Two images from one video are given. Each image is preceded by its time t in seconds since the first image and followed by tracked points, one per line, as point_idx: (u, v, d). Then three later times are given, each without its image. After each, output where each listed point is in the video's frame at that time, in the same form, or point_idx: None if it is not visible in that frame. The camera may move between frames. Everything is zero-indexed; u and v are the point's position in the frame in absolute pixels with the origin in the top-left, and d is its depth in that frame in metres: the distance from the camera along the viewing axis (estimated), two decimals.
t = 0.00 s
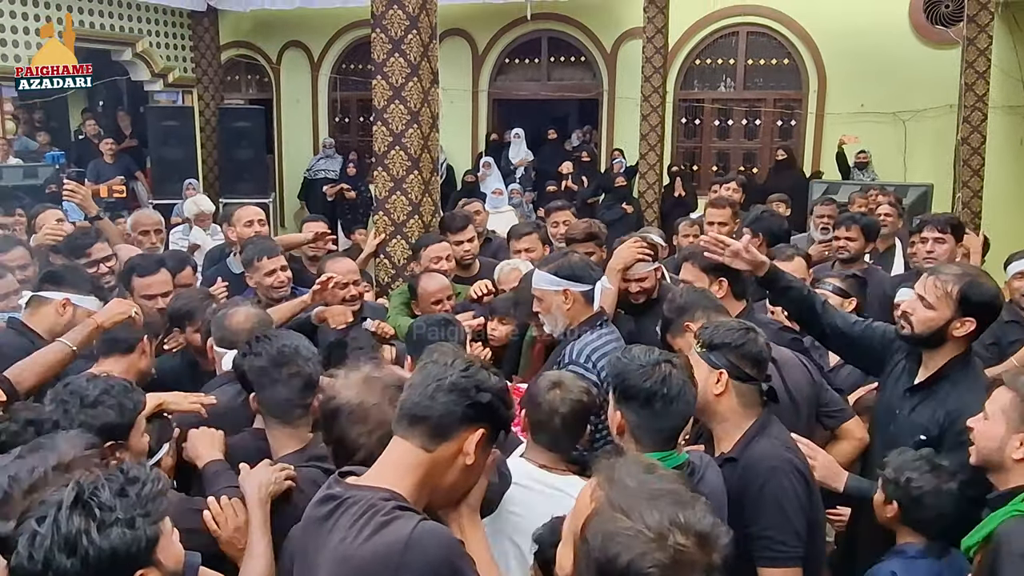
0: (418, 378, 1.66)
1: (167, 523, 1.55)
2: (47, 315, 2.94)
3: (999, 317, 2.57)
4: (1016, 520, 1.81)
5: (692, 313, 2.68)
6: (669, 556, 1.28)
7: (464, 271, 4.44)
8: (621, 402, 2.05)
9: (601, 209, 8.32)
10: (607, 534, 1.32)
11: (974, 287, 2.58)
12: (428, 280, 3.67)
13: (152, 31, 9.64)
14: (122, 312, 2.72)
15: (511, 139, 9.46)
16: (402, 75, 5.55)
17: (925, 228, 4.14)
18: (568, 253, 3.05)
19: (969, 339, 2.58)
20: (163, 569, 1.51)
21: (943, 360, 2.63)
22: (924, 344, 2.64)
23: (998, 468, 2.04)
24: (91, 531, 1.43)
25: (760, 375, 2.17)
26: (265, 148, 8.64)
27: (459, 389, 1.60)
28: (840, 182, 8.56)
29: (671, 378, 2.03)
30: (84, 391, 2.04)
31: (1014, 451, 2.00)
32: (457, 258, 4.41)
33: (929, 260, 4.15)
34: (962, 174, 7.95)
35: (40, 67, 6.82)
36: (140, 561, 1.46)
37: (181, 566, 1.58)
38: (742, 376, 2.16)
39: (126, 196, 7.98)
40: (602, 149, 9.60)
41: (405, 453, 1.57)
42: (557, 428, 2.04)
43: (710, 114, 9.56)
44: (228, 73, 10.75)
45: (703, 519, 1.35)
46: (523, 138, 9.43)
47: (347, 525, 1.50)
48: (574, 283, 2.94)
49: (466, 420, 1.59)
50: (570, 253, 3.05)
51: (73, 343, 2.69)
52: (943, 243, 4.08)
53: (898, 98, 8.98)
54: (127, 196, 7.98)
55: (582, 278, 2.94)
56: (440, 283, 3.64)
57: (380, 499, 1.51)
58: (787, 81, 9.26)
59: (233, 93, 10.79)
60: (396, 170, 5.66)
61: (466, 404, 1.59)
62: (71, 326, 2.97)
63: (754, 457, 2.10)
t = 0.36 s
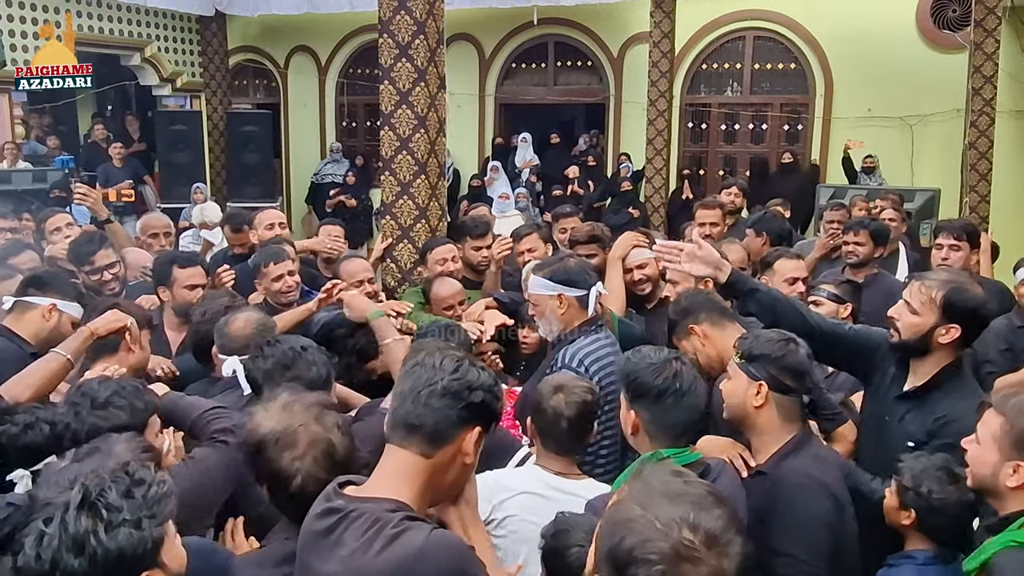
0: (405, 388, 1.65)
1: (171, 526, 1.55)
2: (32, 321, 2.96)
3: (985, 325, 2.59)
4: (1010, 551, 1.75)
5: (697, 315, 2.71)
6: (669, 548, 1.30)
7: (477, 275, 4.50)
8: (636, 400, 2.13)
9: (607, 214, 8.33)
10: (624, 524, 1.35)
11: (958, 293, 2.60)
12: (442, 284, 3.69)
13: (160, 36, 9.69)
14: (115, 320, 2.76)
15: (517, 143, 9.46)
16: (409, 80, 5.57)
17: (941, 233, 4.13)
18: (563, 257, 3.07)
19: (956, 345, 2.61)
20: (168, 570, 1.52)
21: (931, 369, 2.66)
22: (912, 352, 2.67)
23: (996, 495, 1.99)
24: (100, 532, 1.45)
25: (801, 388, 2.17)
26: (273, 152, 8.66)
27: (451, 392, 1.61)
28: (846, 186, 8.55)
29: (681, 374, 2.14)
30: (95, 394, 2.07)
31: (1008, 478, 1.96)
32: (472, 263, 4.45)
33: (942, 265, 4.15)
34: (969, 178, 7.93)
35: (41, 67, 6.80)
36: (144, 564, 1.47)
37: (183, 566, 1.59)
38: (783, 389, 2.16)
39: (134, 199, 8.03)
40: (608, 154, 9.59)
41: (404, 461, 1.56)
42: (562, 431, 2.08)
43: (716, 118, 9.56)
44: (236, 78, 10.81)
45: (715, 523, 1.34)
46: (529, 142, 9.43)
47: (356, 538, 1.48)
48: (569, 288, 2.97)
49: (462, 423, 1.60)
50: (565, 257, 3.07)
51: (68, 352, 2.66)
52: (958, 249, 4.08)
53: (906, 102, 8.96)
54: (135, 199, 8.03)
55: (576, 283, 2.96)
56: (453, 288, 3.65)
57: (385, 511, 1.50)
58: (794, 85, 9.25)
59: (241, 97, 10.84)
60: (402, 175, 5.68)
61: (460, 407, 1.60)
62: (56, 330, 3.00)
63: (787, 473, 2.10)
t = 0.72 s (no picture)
0: (432, 397, 1.62)
1: (168, 530, 1.55)
2: (36, 329, 2.97)
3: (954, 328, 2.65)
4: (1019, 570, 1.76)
5: (672, 332, 2.82)
6: (615, 531, 1.30)
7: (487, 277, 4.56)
8: (649, 397, 2.13)
9: (612, 217, 8.35)
10: (580, 507, 1.37)
11: (926, 296, 2.66)
12: (458, 289, 3.80)
13: (168, 39, 9.72)
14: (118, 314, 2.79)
15: (522, 147, 9.46)
16: (418, 83, 5.58)
17: (958, 239, 4.12)
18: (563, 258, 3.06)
19: (925, 348, 2.65)
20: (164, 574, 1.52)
21: (902, 373, 2.71)
22: (883, 356, 2.73)
23: (1001, 511, 2.00)
24: (95, 536, 1.45)
25: (828, 386, 2.20)
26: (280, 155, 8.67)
27: (469, 399, 1.61)
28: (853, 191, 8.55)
29: (694, 370, 2.15)
30: (155, 399, 2.07)
31: (1015, 498, 1.97)
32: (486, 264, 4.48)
33: (955, 271, 4.16)
34: (977, 183, 7.92)
35: (41, 68, 6.83)
36: (140, 568, 1.48)
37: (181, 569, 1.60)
38: (810, 388, 2.20)
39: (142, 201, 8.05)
40: (615, 158, 9.60)
41: (431, 472, 1.57)
42: (556, 438, 2.10)
43: (723, 123, 9.58)
44: (243, 81, 10.85)
45: (664, 510, 1.33)
46: (534, 146, 9.44)
47: (394, 548, 1.48)
48: (568, 291, 2.96)
49: (485, 430, 1.60)
50: (564, 258, 3.05)
51: (71, 348, 2.66)
52: (975, 257, 4.08)
53: (912, 107, 8.96)
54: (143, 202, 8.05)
55: (575, 285, 2.95)
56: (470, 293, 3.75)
57: (422, 520, 1.51)
58: (801, 89, 9.25)
59: (248, 100, 10.88)
60: (410, 178, 5.69)
61: (485, 413, 1.60)
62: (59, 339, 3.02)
63: (811, 473, 2.11)
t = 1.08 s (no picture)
0: (477, 402, 1.65)
1: (182, 538, 1.56)
2: (25, 325, 2.99)
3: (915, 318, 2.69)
4: None
5: (645, 337, 2.79)
6: (613, 521, 1.41)
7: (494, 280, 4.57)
8: (652, 398, 2.13)
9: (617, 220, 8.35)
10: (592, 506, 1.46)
11: (889, 287, 2.71)
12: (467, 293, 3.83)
13: (177, 40, 9.75)
14: (123, 312, 2.75)
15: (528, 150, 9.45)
16: (426, 86, 5.60)
17: (970, 244, 4.11)
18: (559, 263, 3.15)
19: (889, 335, 2.70)
20: None
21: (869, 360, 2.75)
22: (848, 344, 2.78)
23: (1000, 523, 2.00)
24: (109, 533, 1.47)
25: (818, 398, 2.20)
26: (287, 156, 8.69)
27: (512, 403, 1.65)
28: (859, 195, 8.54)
29: (696, 373, 2.15)
30: (185, 387, 2.19)
31: (1012, 510, 1.96)
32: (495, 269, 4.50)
33: (967, 276, 4.15)
34: (984, 189, 7.91)
35: (42, 67, 6.86)
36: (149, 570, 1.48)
37: None
38: (802, 398, 2.19)
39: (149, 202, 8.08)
40: (622, 161, 9.60)
41: (472, 477, 1.59)
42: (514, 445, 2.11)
43: (730, 127, 9.58)
44: (251, 82, 10.88)
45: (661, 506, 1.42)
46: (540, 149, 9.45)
47: (435, 554, 1.46)
48: (564, 293, 3.01)
49: (526, 436, 1.63)
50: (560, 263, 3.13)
51: (79, 342, 2.68)
52: (986, 262, 4.07)
53: (919, 112, 8.95)
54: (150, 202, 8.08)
55: (571, 287, 3.00)
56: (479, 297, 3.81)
57: (463, 527, 1.50)
58: (808, 94, 9.25)
59: (256, 102, 10.90)
60: (418, 180, 5.71)
61: (526, 421, 1.63)
62: (47, 330, 3.05)
63: (822, 484, 2.12)
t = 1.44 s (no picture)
0: (488, 398, 1.66)
1: None
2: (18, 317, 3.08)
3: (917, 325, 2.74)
4: None
5: (642, 332, 2.83)
6: (713, 531, 1.44)
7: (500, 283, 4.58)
8: (649, 406, 2.12)
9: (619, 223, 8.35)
10: (676, 507, 1.51)
11: (891, 293, 2.78)
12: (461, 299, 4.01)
13: (186, 39, 9.78)
14: (126, 318, 2.77)
15: (533, 153, 9.47)
16: (433, 87, 5.61)
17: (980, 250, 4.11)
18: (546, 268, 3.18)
19: (890, 342, 2.74)
20: None
21: (873, 368, 2.76)
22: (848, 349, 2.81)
23: (999, 535, 1.99)
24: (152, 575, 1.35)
25: (849, 403, 2.23)
26: (294, 157, 8.70)
27: (520, 396, 1.65)
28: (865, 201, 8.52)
29: (693, 381, 2.14)
30: (139, 380, 2.06)
31: (1009, 523, 1.95)
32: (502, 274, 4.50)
33: (974, 281, 4.16)
34: (992, 196, 7.88)
35: (44, 66, 6.89)
36: None
37: None
38: (832, 404, 2.21)
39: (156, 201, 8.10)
40: (627, 165, 9.60)
41: (486, 473, 1.58)
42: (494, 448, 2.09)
43: (737, 131, 9.57)
44: (259, 82, 10.90)
45: (760, 515, 1.48)
46: (545, 152, 9.47)
47: (446, 545, 1.47)
48: (553, 296, 3.02)
49: (541, 428, 1.63)
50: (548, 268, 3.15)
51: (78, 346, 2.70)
52: (995, 269, 4.08)
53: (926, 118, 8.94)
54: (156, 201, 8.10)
55: (560, 290, 3.02)
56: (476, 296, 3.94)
57: (475, 520, 1.51)
58: (816, 99, 9.24)
59: (264, 102, 10.93)
60: (424, 181, 5.72)
61: (539, 417, 1.63)
62: (36, 321, 3.12)
63: (841, 487, 2.12)
